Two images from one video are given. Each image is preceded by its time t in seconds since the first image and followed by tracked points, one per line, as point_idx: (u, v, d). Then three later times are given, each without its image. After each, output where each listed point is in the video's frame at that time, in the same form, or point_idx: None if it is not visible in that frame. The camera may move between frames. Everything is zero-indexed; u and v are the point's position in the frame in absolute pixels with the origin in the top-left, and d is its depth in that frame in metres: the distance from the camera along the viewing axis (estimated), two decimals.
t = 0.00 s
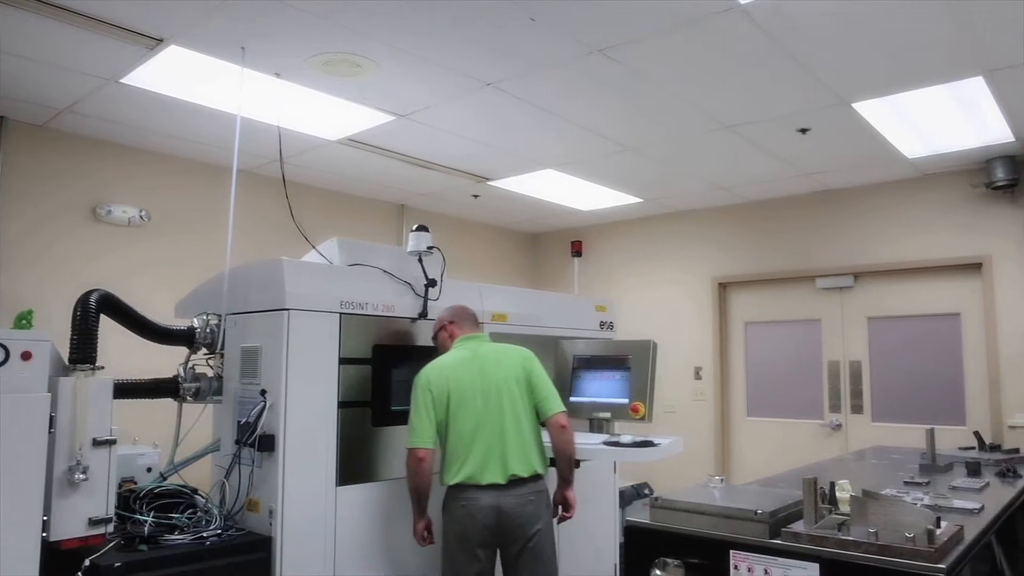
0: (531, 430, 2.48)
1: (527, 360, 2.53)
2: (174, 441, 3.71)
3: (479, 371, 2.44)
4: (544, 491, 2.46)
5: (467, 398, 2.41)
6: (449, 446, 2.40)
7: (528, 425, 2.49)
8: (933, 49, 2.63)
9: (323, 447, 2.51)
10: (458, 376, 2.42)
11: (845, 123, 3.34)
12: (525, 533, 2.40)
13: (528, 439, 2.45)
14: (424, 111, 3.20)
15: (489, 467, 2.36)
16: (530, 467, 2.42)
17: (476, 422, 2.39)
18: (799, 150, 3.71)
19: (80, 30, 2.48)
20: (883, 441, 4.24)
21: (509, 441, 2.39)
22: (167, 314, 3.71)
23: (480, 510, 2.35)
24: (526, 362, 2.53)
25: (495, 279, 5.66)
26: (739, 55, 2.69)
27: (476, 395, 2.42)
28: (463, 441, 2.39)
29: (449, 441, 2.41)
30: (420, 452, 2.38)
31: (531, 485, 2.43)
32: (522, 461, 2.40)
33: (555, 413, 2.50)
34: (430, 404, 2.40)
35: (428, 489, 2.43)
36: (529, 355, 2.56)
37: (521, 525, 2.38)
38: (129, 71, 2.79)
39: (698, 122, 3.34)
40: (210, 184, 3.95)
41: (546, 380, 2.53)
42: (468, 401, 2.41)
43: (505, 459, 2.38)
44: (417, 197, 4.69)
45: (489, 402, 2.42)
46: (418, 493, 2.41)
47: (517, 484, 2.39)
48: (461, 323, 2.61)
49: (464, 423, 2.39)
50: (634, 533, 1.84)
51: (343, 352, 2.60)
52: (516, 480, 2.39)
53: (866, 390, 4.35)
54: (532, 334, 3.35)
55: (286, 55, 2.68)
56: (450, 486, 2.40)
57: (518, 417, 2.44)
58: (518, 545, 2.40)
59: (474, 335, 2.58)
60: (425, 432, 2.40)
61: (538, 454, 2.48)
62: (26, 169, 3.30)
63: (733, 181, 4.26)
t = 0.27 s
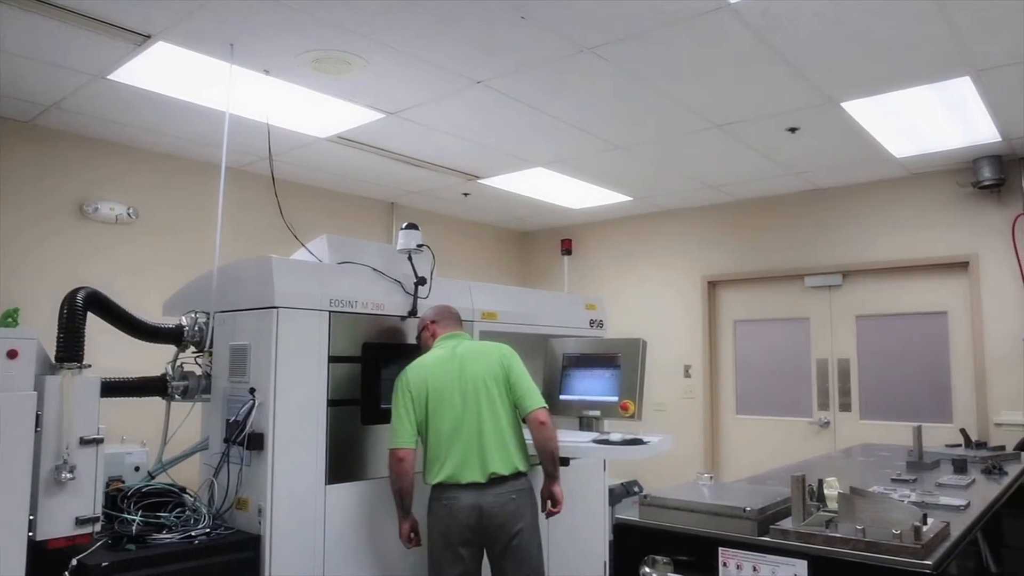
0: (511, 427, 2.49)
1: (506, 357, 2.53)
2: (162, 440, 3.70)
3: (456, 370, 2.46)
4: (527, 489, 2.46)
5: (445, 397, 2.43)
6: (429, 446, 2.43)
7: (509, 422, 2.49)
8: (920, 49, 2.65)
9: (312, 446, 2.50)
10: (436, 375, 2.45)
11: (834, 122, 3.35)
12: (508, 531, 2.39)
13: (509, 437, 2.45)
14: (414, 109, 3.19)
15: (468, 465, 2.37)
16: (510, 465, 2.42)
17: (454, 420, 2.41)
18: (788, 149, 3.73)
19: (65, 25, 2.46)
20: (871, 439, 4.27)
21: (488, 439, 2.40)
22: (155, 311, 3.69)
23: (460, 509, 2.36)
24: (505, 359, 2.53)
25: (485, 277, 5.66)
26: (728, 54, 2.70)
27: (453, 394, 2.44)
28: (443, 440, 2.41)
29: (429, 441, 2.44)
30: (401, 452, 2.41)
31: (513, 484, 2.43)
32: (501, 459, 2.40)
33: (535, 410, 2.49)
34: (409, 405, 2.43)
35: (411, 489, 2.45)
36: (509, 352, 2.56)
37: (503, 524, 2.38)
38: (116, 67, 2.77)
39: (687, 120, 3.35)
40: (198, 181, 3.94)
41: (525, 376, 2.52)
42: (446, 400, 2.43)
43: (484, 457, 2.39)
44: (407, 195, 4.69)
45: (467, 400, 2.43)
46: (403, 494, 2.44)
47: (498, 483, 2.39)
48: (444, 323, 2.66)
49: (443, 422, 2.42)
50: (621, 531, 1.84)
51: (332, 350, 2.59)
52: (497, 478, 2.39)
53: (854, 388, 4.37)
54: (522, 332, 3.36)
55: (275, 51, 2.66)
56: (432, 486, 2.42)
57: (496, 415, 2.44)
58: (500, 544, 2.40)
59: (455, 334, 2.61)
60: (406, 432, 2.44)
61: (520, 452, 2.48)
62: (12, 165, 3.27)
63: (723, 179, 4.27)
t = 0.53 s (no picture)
0: (494, 426, 2.47)
1: (487, 354, 2.51)
2: (148, 439, 3.68)
3: (436, 368, 2.46)
4: (510, 489, 2.43)
5: (425, 396, 2.44)
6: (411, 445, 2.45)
7: (492, 421, 2.48)
8: (907, 49, 2.66)
9: (300, 444, 2.49)
10: (416, 375, 2.46)
11: (822, 121, 3.37)
12: (489, 532, 2.38)
13: (490, 436, 2.44)
14: (403, 107, 3.18)
15: (447, 465, 2.38)
16: (492, 464, 2.41)
17: (433, 420, 2.41)
18: (777, 148, 3.75)
19: (51, 20, 2.43)
20: (858, 437, 4.30)
21: (467, 438, 2.39)
22: (142, 310, 3.67)
23: (441, 509, 2.38)
24: (485, 356, 2.50)
25: (474, 275, 5.66)
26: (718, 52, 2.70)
27: (433, 393, 2.44)
28: (423, 440, 2.42)
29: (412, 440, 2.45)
30: (383, 452, 2.43)
31: (495, 484, 2.41)
32: (482, 459, 2.39)
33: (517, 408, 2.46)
34: (390, 404, 2.45)
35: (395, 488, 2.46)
36: (491, 348, 2.54)
37: (485, 525, 2.37)
38: (102, 63, 2.75)
39: (676, 119, 3.35)
40: (186, 178, 3.92)
41: (507, 373, 2.49)
42: (425, 399, 2.44)
43: (463, 457, 2.38)
44: (396, 193, 4.68)
45: (447, 399, 2.43)
46: (387, 494, 2.44)
47: (479, 482, 2.38)
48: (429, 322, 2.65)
49: (423, 422, 2.43)
50: (610, 528, 1.85)
51: (321, 348, 2.59)
52: (477, 478, 2.38)
53: (842, 386, 4.40)
54: (512, 330, 3.36)
55: (263, 48, 2.65)
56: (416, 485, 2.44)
57: (477, 414, 2.43)
58: (482, 544, 2.38)
59: (438, 332, 2.60)
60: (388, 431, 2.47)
61: (504, 451, 2.46)
62: None
63: (712, 178, 4.29)
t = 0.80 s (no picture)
0: (482, 426, 2.46)
1: (475, 354, 2.49)
2: (139, 438, 3.67)
3: (424, 369, 2.46)
4: (498, 490, 2.42)
5: (413, 396, 2.44)
6: (399, 445, 2.45)
7: (481, 420, 2.46)
8: (897, 50, 2.67)
9: (291, 444, 2.48)
10: (403, 375, 2.46)
11: (813, 121, 3.38)
12: (476, 532, 2.37)
13: (478, 436, 2.43)
14: (395, 105, 3.18)
15: (434, 466, 2.37)
16: (479, 464, 2.40)
17: (420, 420, 2.41)
18: (768, 147, 3.76)
19: (39, 17, 2.41)
20: (848, 435, 4.32)
21: (454, 438, 2.39)
22: (132, 308, 3.65)
23: (428, 509, 2.38)
24: (473, 355, 2.49)
25: (466, 274, 5.66)
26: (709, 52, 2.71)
27: (421, 393, 2.44)
28: (411, 440, 2.43)
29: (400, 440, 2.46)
30: (371, 452, 2.45)
31: (483, 484, 2.40)
32: (469, 459, 2.38)
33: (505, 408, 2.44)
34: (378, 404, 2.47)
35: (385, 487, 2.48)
36: (480, 348, 2.52)
37: (472, 525, 2.36)
38: (91, 60, 2.73)
39: (668, 118, 3.36)
40: (176, 177, 3.90)
41: (495, 373, 2.47)
42: (413, 399, 2.44)
43: (450, 457, 2.37)
44: (388, 192, 4.67)
45: (434, 399, 2.42)
46: (375, 493, 2.46)
47: (466, 483, 2.37)
48: (421, 319, 2.65)
49: (410, 422, 2.43)
50: (601, 527, 1.85)
51: (313, 348, 2.59)
52: (465, 478, 2.37)
53: (832, 385, 4.42)
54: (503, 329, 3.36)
55: (254, 46, 2.64)
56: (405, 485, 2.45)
57: (464, 414, 2.42)
58: (469, 544, 2.37)
59: (428, 331, 2.60)
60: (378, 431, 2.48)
61: (493, 451, 2.45)
62: None
63: (703, 177, 4.30)
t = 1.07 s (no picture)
0: (477, 427, 2.45)
1: (471, 354, 2.48)
2: (128, 438, 3.64)
3: (419, 369, 2.46)
4: (491, 490, 2.41)
5: (408, 396, 2.44)
6: (394, 445, 2.46)
7: (476, 421, 2.46)
8: (888, 50, 2.69)
9: (282, 443, 2.47)
10: (399, 375, 2.47)
11: (803, 121, 3.40)
12: (468, 532, 2.36)
13: (473, 437, 2.42)
14: (387, 104, 3.17)
15: (427, 466, 2.38)
16: (473, 465, 2.39)
17: (414, 421, 2.42)
18: (759, 147, 3.77)
19: (27, 13, 2.39)
20: (839, 434, 4.34)
21: (448, 439, 2.39)
22: (122, 308, 3.62)
23: (421, 509, 2.38)
24: (469, 356, 2.48)
25: (458, 273, 5.65)
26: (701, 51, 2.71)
27: (416, 393, 2.44)
28: (406, 440, 2.43)
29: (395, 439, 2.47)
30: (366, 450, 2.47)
31: (477, 485, 2.39)
32: (462, 460, 2.38)
33: (501, 409, 2.43)
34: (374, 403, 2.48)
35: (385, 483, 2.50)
36: (477, 349, 2.51)
37: (465, 525, 2.36)
38: (80, 57, 2.71)
39: (660, 118, 3.36)
40: (166, 175, 3.88)
41: (490, 374, 2.46)
42: (408, 400, 2.44)
43: (444, 458, 2.38)
44: (379, 191, 4.66)
45: (429, 399, 2.43)
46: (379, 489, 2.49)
47: (459, 483, 2.37)
48: (421, 318, 2.64)
49: (405, 422, 2.44)
50: (593, 527, 1.86)
51: (304, 347, 2.58)
52: (458, 479, 2.37)
53: (822, 384, 4.45)
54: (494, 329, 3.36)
55: (245, 44, 2.62)
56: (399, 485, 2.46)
57: (458, 415, 2.42)
58: (461, 544, 2.37)
59: (425, 331, 2.59)
60: (373, 431, 2.49)
61: (487, 453, 2.44)
62: None
63: (695, 177, 4.31)
